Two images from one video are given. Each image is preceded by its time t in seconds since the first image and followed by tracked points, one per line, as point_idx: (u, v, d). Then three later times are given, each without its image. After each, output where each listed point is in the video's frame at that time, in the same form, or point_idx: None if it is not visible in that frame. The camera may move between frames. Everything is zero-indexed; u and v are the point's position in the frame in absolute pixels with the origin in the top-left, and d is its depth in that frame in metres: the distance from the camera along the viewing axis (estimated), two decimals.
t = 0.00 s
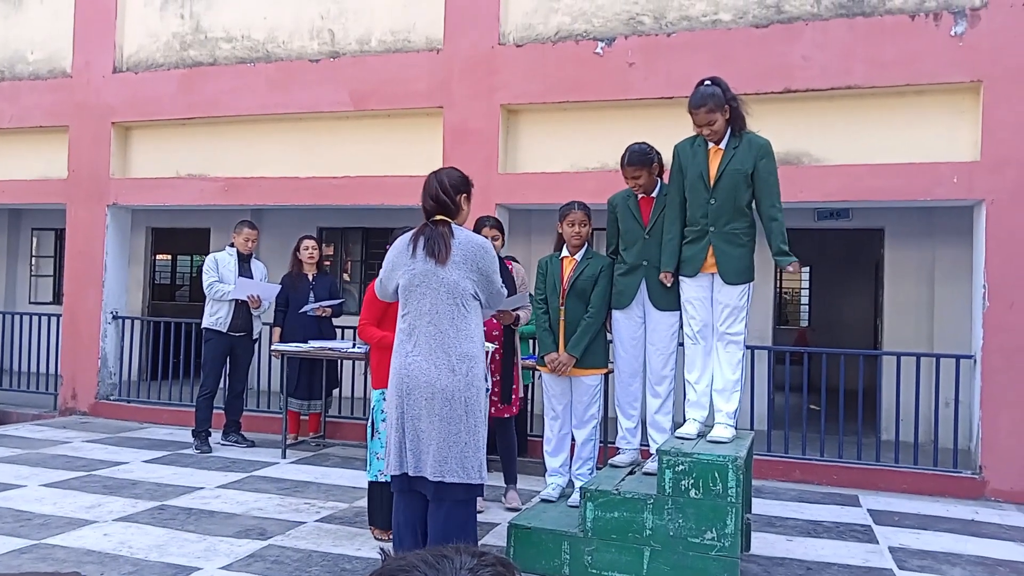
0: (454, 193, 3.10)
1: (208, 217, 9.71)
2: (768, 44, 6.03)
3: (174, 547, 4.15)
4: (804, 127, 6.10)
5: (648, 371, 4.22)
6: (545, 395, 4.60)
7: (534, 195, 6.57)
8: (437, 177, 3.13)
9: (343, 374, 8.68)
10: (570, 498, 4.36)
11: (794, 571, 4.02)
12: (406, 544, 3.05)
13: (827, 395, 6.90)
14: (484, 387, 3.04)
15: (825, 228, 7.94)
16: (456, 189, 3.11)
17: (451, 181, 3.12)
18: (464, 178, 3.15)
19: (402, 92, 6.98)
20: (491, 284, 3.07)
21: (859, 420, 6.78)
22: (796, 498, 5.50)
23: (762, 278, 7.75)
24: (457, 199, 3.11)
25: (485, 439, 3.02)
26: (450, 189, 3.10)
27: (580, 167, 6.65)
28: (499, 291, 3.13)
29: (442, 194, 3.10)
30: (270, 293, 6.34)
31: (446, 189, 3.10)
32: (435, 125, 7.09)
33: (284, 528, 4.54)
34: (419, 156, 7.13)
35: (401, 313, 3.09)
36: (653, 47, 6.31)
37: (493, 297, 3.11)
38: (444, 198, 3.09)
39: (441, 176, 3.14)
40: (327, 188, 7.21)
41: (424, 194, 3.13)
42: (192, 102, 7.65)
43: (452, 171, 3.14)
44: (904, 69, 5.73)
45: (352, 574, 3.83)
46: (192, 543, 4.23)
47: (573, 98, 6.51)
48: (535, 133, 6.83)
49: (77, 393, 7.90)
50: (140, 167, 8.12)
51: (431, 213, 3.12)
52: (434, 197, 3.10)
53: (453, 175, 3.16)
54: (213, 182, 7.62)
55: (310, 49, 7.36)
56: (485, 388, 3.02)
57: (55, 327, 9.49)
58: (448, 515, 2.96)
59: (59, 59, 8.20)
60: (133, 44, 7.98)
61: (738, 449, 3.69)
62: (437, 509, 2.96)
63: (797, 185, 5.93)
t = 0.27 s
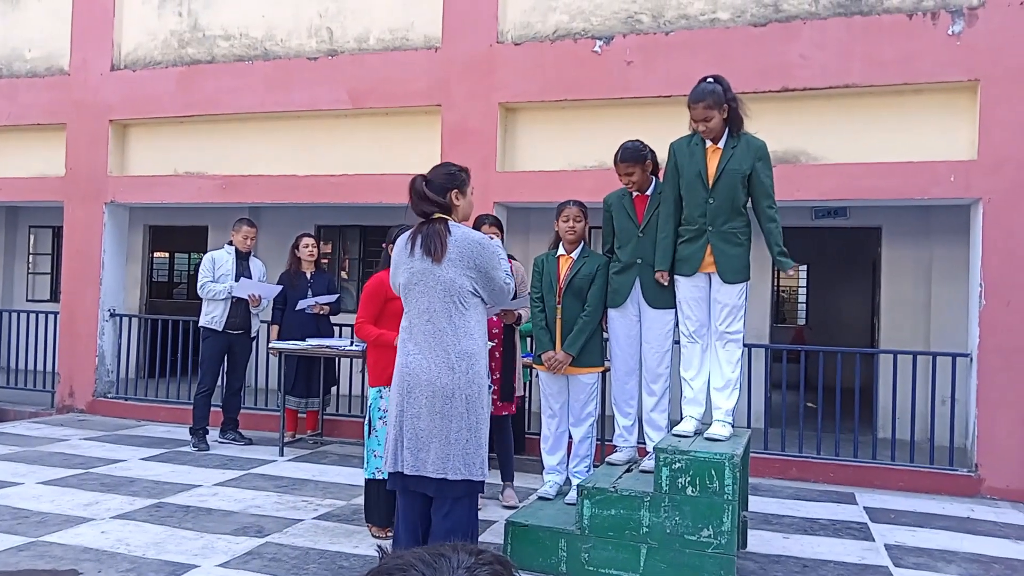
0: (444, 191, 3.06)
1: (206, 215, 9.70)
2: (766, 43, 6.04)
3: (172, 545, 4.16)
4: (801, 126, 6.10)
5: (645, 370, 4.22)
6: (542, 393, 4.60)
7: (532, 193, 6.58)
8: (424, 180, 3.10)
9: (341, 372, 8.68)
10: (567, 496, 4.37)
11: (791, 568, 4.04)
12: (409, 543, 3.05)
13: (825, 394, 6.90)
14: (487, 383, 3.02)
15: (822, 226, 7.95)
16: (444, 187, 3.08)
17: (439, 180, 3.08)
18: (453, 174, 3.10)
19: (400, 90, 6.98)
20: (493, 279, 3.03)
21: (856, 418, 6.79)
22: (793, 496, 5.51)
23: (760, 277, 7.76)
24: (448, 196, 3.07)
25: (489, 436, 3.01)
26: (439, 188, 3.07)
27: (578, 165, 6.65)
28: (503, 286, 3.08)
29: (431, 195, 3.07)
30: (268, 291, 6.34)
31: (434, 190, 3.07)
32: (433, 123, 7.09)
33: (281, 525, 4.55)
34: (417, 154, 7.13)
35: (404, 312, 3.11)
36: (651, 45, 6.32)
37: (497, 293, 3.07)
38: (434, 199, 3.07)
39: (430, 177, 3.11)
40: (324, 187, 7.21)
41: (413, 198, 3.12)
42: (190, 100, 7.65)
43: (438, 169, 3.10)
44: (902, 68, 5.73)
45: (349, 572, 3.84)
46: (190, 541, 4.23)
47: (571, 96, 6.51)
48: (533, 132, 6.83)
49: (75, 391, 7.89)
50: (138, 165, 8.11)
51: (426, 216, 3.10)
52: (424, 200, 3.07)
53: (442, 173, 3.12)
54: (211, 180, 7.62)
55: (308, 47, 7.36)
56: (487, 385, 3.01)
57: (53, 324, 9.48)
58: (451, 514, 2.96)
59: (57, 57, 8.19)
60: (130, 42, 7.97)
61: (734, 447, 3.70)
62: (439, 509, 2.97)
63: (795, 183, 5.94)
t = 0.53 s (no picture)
0: (446, 195, 3.01)
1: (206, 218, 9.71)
2: (766, 46, 6.05)
3: (172, 549, 4.16)
4: (801, 129, 6.11)
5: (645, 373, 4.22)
6: (542, 397, 4.60)
7: (531, 196, 6.59)
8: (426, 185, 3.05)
9: (341, 375, 8.68)
10: (567, 499, 4.37)
11: (791, 571, 4.04)
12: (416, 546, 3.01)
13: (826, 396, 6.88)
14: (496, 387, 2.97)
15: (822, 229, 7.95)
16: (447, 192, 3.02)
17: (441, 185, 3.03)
18: (455, 177, 3.03)
19: (400, 94, 6.99)
20: (496, 281, 2.96)
21: (856, 421, 6.80)
22: (793, 499, 5.51)
23: (759, 279, 7.77)
24: (451, 201, 3.02)
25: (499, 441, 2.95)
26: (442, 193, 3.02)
27: (577, 169, 6.66)
28: (509, 288, 3.00)
29: (433, 201, 3.02)
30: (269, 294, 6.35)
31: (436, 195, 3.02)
32: (433, 127, 7.10)
33: (281, 529, 4.55)
34: (417, 158, 7.14)
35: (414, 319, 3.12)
36: (650, 48, 6.33)
37: (504, 295, 2.99)
38: (438, 205, 3.02)
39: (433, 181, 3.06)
40: (324, 190, 7.22)
41: (417, 203, 3.07)
42: (190, 103, 7.66)
43: (441, 173, 3.04)
44: (900, 71, 5.74)
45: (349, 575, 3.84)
46: (190, 545, 4.23)
47: (570, 99, 6.52)
48: (533, 135, 6.84)
49: (74, 394, 7.90)
50: (138, 169, 8.12)
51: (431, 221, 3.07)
52: (426, 207, 3.04)
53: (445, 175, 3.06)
54: (211, 184, 7.63)
55: (308, 50, 7.37)
56: (495, 390, 2.95)
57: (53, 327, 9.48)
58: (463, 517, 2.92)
59: (57, 60, 8.21)
60: (130, 46, 7.99)
61: (734, 450, 3.70)
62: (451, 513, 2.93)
63: (794, 186, 5.94)
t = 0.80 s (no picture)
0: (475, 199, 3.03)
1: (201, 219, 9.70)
2: (761, 47, 6.06)
3: (167, 549, 4.15)
4: (796, 130, 6.13)
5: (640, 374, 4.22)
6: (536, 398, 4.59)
7: (527, 197, 6.59)
8: (454, 189, 3.07)
9: (336, 375, 8.67)
10: (563, 499, 4.36)
11: (785, 571, 4.04)
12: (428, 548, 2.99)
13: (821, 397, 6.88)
14: (521, 396, 2.92)
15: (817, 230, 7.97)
16: (475, 196, 3.04)
17: (470, 189, 3.05)
18: (483, 182, 3.05)
19: (396, 94, 6.99)
20: (519, 287, 2.92)
21: (851, 421, 6.81)
22: (788, 499, 5.52)
23: (755, 280, 7.78)
24: (479, 205, 3.03)
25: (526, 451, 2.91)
26: (470, 197, 3.03)
27: (573, 170, 6.67)
28: (534, 293, 2.94)
29: (460, 204, 3.03)
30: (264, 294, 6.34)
31: (465, 199, 3.03)
32: (429, 127, 7.10)
33: (276, 530, 4.54)
34: (413, 158, 7.14)
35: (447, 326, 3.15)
36: (646, 50, 6.34)
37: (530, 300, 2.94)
38: (465, 209, 3.03)
39: (460, 186, 3.07)
40: (320, 190, 7.22)
41: (443, 208, 3.08)
42: (185, 104, 7.65)
43: (470, 177, 3.06)
44: (895, 72, 5.76)
45: None
46: (184, 545, 4.23)
47: (566, 100, 6.53)
48: (529, 136, 6.85)
49: (69, 395, 7.88)
50: (133, 169, 8.11)
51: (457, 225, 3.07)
52: (452, 210, 3.04)
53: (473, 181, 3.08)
54: (207, 184, 7.62)
55: (304, 51, 7.37)
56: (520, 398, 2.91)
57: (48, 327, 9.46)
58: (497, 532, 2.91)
59: (52, 60, 8.19)
60: (126, 46, 7.97)
61: (729, 450, 3.70)
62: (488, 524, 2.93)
63: (790, 187, 5.96)
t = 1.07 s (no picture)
0: (514, 189, 2.93)
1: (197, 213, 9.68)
2: (760, 42, 6.06)
3: (163, 543, 4.15)
4: (794, 126, 6.12)
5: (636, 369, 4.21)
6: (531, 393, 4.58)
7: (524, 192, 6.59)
8: (492, 178, 2.96)
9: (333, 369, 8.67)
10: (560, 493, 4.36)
11: (781, 565, 4.05)
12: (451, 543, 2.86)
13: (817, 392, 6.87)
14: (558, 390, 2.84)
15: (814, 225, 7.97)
16: (514, 185, 2.94)
17: (508, 178, 2.95)
18: (521, 170, 2.96)
19: (393, 89, 6.97)
20: (556, 275, 2.84)
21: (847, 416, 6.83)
22: (784, 494, 5.53)
23: (752, 275, 7.79)
24: (520, 194, 2.94)
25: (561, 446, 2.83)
26: (509, 186, 2.94)
27: (570, 165, 6.66)
28: (572, 281, 2.87)
29: (500, 194, 2.93)
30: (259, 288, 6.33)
31: (504, 189, 2.93)
32: (426, 122, 7.09)
33: (273, 524, 4.54)
34: (410, 153, 7.13)
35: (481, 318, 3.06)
36: (644, 45, 6.33)
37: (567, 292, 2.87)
38: (504, 199, 2.93)
39: (497, 175, 2.96)
40: (317, 185, 7.21)
41: (482, 197, 2.98)
42: (182, 98, 7.63)
43: (506, 166, 2.96)
44: (893, 68, 5.76)
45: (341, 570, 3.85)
46: (181, 539, 4.23)
47: (564, 95, 6.52)
48: (526, 130, 6.84)
49: (65, 389, 7.86)
50: (129, 163, 8.09)
51: (496, 216, 2.97)
52: (492, 200, 2.94)
53: (509, 168, 2.97)
54: (204, 178, 7.60)
55: (301, 45, 7.34)
56: (556, 392, 2.83)
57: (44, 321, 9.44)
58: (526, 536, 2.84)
59: (47, 53, 8.16)
60: (122, 39, 7.94)
61: (726, 445, 3.71)
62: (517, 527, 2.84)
63: (787, 183, 5.96)
